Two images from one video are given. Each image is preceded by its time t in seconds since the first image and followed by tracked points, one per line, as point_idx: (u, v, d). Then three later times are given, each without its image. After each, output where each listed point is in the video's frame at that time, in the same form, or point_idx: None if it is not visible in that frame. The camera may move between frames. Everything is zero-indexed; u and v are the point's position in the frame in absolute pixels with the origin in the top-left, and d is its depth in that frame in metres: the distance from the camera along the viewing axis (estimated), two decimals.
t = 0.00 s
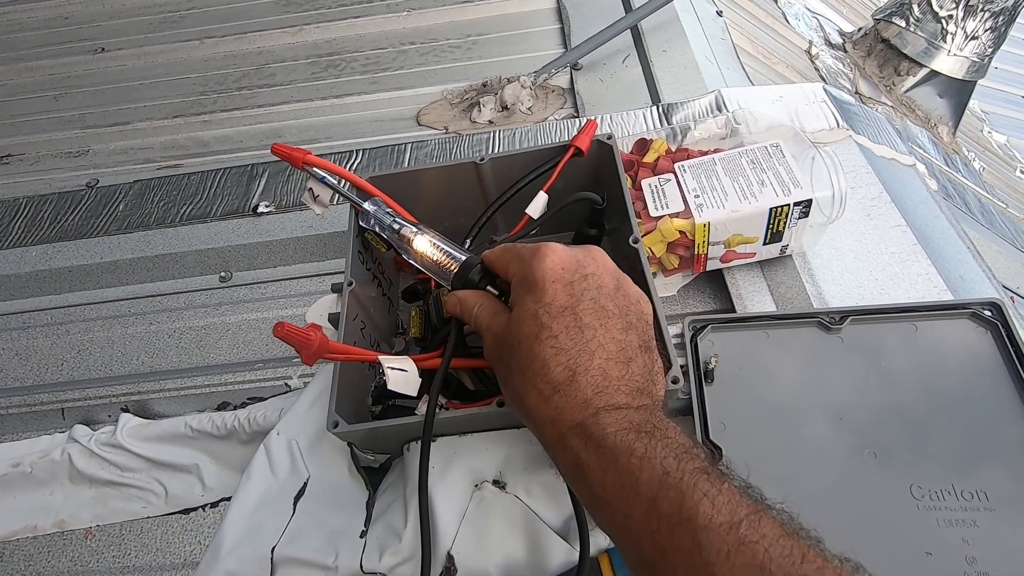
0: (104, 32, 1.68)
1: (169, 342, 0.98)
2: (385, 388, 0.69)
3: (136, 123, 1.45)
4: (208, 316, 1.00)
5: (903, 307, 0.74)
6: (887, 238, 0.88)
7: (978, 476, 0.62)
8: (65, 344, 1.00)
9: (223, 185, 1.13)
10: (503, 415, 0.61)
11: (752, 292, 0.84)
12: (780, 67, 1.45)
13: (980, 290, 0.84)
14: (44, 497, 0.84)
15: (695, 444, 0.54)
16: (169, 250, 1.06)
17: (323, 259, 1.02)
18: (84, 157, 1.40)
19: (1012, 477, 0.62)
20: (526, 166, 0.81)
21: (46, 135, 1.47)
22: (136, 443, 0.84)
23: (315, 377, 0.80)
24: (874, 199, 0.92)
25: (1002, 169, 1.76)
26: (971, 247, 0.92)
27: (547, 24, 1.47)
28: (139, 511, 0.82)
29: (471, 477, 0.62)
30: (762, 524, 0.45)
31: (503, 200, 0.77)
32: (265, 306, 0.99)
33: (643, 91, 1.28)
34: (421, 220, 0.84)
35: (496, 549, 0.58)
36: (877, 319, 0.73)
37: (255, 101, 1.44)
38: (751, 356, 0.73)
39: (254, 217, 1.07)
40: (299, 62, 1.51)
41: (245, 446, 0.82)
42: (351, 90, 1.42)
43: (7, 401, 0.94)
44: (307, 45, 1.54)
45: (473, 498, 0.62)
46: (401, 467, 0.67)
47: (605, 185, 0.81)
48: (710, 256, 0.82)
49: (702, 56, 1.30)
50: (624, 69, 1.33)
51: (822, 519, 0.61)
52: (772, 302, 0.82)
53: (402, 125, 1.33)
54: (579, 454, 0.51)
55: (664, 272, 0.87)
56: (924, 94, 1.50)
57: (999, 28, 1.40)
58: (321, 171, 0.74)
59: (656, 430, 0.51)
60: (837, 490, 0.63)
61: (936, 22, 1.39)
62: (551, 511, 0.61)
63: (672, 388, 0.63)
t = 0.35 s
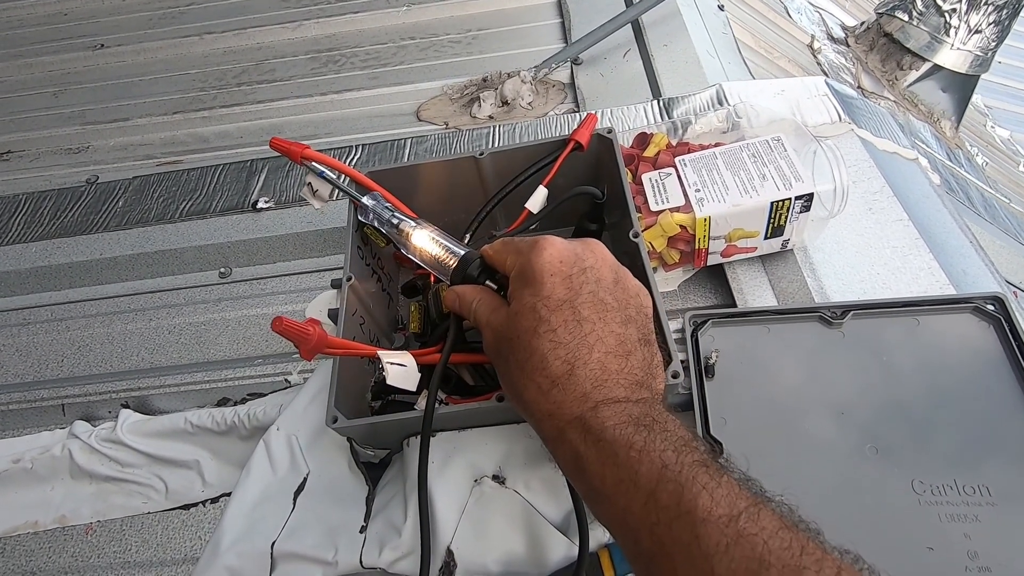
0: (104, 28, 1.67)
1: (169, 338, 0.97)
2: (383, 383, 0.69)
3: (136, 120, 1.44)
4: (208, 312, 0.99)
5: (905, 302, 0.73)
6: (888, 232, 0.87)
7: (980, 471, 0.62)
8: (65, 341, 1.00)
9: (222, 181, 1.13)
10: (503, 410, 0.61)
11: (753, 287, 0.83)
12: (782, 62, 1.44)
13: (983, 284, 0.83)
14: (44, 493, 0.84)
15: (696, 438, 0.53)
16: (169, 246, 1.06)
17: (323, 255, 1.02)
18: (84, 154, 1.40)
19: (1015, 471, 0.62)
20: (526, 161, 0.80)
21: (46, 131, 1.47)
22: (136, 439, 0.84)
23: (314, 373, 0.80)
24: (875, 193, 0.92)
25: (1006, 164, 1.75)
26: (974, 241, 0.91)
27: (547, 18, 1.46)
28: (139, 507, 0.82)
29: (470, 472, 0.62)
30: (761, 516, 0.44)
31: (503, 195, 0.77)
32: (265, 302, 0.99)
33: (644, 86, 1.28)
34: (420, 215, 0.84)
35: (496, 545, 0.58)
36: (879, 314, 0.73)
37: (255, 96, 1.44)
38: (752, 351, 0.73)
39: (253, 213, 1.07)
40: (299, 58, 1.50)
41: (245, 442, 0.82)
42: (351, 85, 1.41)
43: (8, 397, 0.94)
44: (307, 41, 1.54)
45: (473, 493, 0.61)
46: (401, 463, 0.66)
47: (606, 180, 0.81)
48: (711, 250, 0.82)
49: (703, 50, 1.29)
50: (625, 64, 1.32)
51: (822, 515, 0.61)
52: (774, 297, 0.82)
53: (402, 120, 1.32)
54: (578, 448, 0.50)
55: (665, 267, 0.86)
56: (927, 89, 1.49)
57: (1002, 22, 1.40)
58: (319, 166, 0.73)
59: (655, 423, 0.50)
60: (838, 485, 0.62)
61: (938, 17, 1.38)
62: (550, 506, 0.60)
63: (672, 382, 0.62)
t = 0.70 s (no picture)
0: (103, 28, 1.67)
1: (170, 337, 0.98)
2: (384, 381, 0.69)
3: (136, 119, 1.45)
4: (209, 312, 1.00)
5: (903, 299, 0.74)
6: (886, 230, 0.87)
7: (976, 467, 0.63)
8: (66, 340, 1.00)
9: (222, 181, 1.13)
10: (503, 408, 0.62)
11: (752, 285, 0.84)
12: (781, 59, 1.45)
13: (980, 282, 0.83)
14: (46, 491, 0.85)
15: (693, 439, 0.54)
16: (169, 246, 1.06)
17: (323, 254, 1.02)
18: (84, 153, 1.40)
19: (1010, 467, 0.62)
20: (525, 160, 0.81)
21: (46, 131, 1.47)
22: (138, 438, 0.84)
23: (315, 371, 0.80)
24: (873, 191, 0.92)
25: (1005, 161, 1.75)
26: (972, 239, 0.91)
27: (546, 17, 1.46)
28: (141, 505, 0.83)
29: (471, 470, 0.62)
30: (756, 518, 0.46)
31: (503, 194, 0.77)
32: (266, 301, 0.99)
33: (643, 84, 1.28)
34: (420, 214, 0.84)
35: (496, 542, 0.59)
36: (876, 312, 0.73)
37: (254, 96, 1.44)
38: (750, 349, 0.73)
39: (254, 212, 1.07)
40: (298, 57, 1.51)
41: (246, 440, 0.82)
42: (350, 84, 1.41)
43: (10, 397, 0.95)
44: (306, 39, 1.54)
45: (473, 490, 0.62)
46: (402, 460, 0.67)
47: (605, 179, 0.81)
48: (709, 248, 0.82)
49: (702, 48, 1.29)
50: (624, 62, 1.32)
51: (820, 511, 0.61)
52: (772, 295, 0.82)
53: (401, 119, 1.33)
54: (577, 450, 0.51)
55: (664, 265, 0.86)
56: (926, 86, 1.49)
57: (1001, 19, 1.39)
58: (320, 167, 0.74)
59: (654, 426, 0.51)
60: (835, 482, 0.63)
61: (937, 14, 1.37)
62: (550, 503, 0.61)
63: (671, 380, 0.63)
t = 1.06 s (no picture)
0: (104, 29, 1.68)
1: (173, 337, 0.99)
2: (388, 380, 0.70)
3: (137, 120, 1.45)
4: (211, 311, 1.01)
5: (900, 298, 0.74)
6: (884, 229, 0.88)
7: (972, 464, 0.64)
8: (70, 340, 1.01)
9: (224, 181, 1.14)
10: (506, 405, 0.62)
11: (751, 284, 0.84)
12: (780, 60, 1.46)
13: (977, 281, 0.84)
14: (51, 490, 0.85)
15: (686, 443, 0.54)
16: (172, 246, 1.07)
17: (325, 255, 1.03)
18: (86, 154, 1.40)
19: (1006, 463, 0.63)
20: (527, 160, 0.81)
21: (48, 131, 1.47)
22: (142, 437, 0.85)
23: (319, 370, 0.81)
24: (871, 191, 0.93)
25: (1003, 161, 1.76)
26: (969, 238, 0.92)
27: (546, 17, 1.47)
28: (146, 503, 0.83)
29: (474, 466, 0.63)
30: (740, 524, 0.46)
31: (505, 195, 0.78)
32: (268, 301, 1.00)
33: (643, 85, 1.29)
34: (422, 214, 0.85)
35: (498, 538, 0.59)
36: (874, 310, 0.74)
37: (255, 96, 1.45)
38: (750, 347, 0.74)
39: (256, 213, 1.08)
40: (299, 58, 1.51)
41: (250, 438, 0.83)
42: (351, 85, 1.42)
43: (14, 396, 0.95)
44: (307, 40, 1.55)
45: (475, 487, 0.62)
46: (405, 458, 0.68)
47: (605, 179, 0.82)
48: (709, 248, 0.83)
49: (701, 49, 1.30)
50: (623, 63, 1.33)
51: (819, 507, 0.62)
52: (771, 294, 0.83)
53: (402, 119, 1.33)
54: (571, 459, 0.52)
55: (664, 265, 0.87)
56: (924, 86, 1.51)
57: (999, 19, 1.40)
58: (325, 176, 0.73)
59: (648, 434, 0.51)
60: (834, 480, 0.64)
61: (935, 14, 1.38)
62: (551, 499, 0.62)
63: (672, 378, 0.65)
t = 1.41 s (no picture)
0: (101, 29, 1.68)
1: (170, 338, 0.98)
2: (385, 381, 0.70)
3: (134, 120, 1.45)
4: (208, 312, 1.00)
5: (898, 299, 0.75)
6: (882, 230, 0.88)
7: (969, 464, 0.64)
8: (66, 341, 1.01)
9: (221, 182, 1.14)
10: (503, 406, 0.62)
11: (749, 285, 0.84)
12: (778, 61, 1.46)
13: (974, 282, 0.85)
14: (46, 492, 0.85)
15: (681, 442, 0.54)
16: (169, 247, 1.07)
17: (322, 255, 1.03)
18: (82, 154, 1.40)
19: (1003, 464, 0.63)
20: (525, 161, 0.81)
21: (44, 132, 1.47)
22: (138, 438, 0.84)
23: (315, 371, 0.81)
24: (869, 192, 0.93)
25: (1000, 163, 1.76)
26: (966, 239, 0.92)
27: (544, 18, 1.47)
28: (142, 505, 0.83)
29: (472, 468, 0.63)
30: (732, 521, 0.46)
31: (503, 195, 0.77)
32: (265, 302, 1.00)
33: (641, 85, 1.29)
34: (420, 215, 0.85)
35: (495, 539, 0.59)
36: (872, 311, 0.74)
37: (253, 97, 1.45)
38: (747, 348, 0.74)
39: (253, 213, 1.08)
40: (296, 58, 1.51)
41: (246, 439, 0.83)
42: (349, 85, 1.42)
43: (9, 397, 0.95)
44: (304, 41, 1.55)
45: (473, 488, 0.62)
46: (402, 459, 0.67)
47: (603, 180, 0.82)
48: (706, 249, 0.83)
49: (699, 50, 1.30)
50: (621, 64, 1.33)
51: (817, 508, 0.62)
52: (769, 295, 0.83)
53: (400, 120, 1.33)
54: (565, 459, 0.52)
55: (662, 266, 0.87)
56: (921, 88, 1.51)
57: (996, 21, 1.38)
58: (321, 176, 0.73)
59: (640, 432, 0.51)
60: (832, 481, 0.64)
61: (932, 16, 1.38)
62: (548, 500, 0.62)
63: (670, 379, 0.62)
